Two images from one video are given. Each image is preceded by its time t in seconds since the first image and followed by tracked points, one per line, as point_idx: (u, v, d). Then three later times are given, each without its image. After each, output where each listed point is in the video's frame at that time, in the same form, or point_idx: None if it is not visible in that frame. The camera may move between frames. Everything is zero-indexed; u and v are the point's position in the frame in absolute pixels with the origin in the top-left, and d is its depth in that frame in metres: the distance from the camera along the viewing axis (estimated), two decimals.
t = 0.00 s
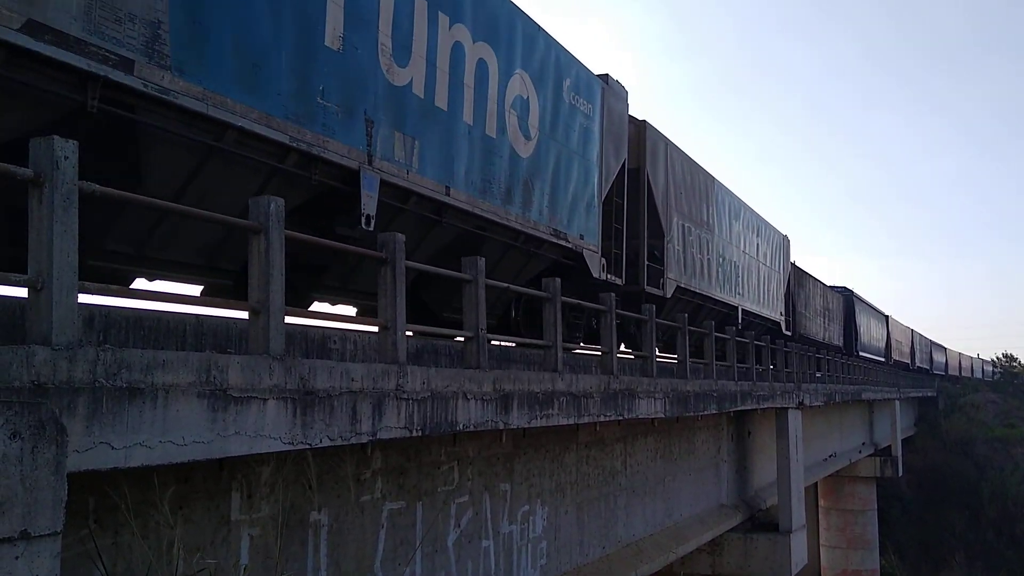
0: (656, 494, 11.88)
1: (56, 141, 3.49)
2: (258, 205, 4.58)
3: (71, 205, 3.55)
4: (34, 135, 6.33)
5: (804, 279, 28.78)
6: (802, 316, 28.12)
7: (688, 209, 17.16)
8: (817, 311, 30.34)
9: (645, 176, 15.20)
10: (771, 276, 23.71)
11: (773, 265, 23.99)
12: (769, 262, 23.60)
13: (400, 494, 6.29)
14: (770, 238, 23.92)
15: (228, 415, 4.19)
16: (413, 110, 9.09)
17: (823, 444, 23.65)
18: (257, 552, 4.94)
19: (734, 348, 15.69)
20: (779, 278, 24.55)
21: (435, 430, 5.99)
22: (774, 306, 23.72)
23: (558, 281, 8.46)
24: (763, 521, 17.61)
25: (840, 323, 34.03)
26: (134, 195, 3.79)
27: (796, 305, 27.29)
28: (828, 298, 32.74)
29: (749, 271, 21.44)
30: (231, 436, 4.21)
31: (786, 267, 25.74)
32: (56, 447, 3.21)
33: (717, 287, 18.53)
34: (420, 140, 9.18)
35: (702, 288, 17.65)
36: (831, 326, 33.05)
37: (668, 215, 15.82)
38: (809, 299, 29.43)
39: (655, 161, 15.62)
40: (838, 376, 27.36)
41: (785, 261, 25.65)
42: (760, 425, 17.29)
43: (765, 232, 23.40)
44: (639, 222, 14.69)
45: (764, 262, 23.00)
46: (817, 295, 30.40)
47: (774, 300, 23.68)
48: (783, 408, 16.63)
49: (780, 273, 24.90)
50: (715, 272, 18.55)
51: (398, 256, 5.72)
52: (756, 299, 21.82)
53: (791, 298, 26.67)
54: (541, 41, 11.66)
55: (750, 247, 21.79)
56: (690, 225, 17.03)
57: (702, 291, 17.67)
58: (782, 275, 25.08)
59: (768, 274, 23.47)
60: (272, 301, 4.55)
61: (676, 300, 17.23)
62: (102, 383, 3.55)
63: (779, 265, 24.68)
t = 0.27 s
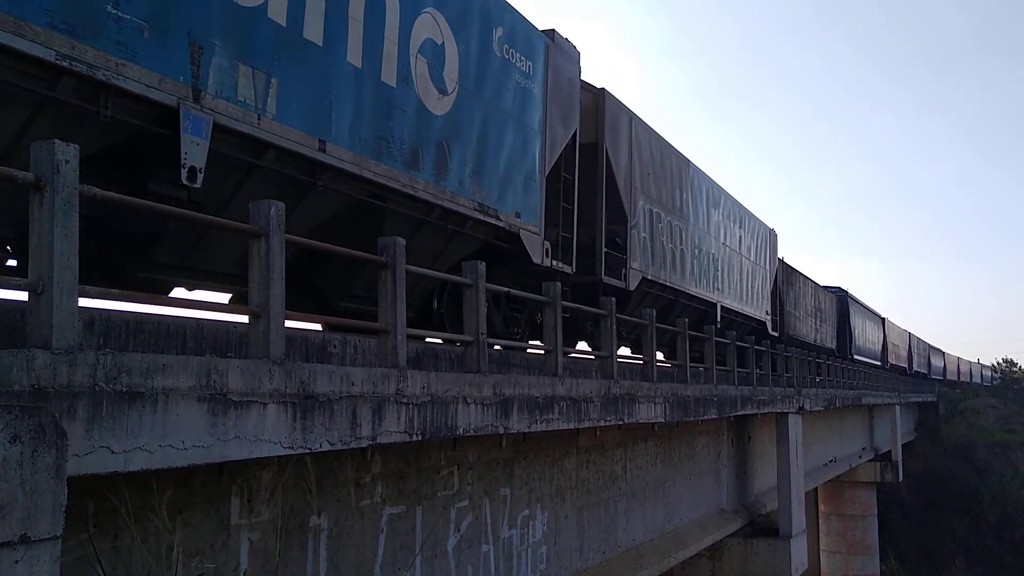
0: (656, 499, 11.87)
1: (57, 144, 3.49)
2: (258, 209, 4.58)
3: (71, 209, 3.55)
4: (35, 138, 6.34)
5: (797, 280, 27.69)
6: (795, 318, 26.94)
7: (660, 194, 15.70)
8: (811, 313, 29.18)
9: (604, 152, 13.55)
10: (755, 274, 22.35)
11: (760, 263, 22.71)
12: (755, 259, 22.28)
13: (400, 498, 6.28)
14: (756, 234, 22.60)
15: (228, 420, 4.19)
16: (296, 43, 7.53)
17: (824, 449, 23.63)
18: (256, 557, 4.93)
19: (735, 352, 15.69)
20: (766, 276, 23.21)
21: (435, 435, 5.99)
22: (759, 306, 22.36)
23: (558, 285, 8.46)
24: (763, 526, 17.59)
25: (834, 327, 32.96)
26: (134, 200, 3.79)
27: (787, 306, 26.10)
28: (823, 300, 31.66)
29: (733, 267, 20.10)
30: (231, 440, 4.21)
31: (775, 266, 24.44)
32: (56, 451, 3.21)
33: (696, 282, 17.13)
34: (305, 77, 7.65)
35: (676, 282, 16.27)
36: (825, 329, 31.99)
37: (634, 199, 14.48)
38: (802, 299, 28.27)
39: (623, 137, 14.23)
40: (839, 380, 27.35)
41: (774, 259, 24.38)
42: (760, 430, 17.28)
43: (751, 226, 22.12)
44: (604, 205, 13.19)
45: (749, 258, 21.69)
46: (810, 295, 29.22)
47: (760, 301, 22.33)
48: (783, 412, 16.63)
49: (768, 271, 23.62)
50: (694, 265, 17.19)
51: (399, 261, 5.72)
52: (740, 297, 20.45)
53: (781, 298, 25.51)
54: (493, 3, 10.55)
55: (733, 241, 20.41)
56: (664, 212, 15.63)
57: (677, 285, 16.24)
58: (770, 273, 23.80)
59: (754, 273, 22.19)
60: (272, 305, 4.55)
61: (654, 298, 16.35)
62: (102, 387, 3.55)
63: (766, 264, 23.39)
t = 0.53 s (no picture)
0: (655, 501, 11.87)
1: (58, 146, 3.50)
2: (258, 210, 4.58)
3: (71, 210, 3.55)
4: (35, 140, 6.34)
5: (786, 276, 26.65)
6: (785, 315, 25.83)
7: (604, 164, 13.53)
8: (801, 310, 28.03)
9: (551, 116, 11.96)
10: (738, 268, 20.84)
11: (741, 255, 21.30)
12: (735, 253, 20.84)
13: (400, 500, 6.29)
14: (737, 224, 21.19)
15: (227, 421, 4.19)
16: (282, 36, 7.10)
17: (823, 451, 23.65)
18: (256, 559, 4.93)
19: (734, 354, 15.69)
20: (749, 270, 21.76)
21: (434, 436, 6.00)
22: (740, 303, 20.72)
23: (558, 287, 8.46)
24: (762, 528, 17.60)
25: (825, 324, 31.72)
26: (135, 201, 3.78)
27: (777, 302, 24.87)
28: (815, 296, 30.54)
29: (709, 258, 18.65)
30: (231, 442, 4.21)
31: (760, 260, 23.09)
32: (56, 452, 3.21)
33: (664, 272, 15.71)
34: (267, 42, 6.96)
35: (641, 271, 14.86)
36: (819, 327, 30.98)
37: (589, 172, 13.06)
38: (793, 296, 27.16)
39: (573, 106, 12.63)
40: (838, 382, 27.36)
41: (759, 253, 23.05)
42: (759, 432, 17.28)
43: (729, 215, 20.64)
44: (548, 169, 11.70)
45: (728, 250, 20.28)
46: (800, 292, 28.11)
47: (741, 297, 20.85)
48: (782, 414, 16.63)
49: (751, 266, 22.19)
50: (661, 254, 15.80)
51: (398, 263, 5.72)
52: (717, 291, 19.01)
53: (769, 295, 24.34)
54: None
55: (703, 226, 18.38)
56: (625, 193, 14.22)
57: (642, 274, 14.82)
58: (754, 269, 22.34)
59: (735, 268, 20.77)
60: (272, 306, 4.55)
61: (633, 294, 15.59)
62: (102, 389, 3.55)
63: (749, 257, 21.94)
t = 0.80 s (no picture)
0: (655, 501, 11.87)
1: (59, 146, 3.50)
2: (259, 210, 4.57)
3: (74, 211, 3.55)
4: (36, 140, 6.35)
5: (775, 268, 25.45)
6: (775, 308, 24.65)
7: (552, 130, 12.29)
8: (792, 304, 26.83)
9: (477, 65, 10.40)
10: (711, 255, 19.48)
11: (716, 240, 19.94)
12: (710, 238, 19.45)
13: (400, 500, 6.29)
14: (712, 206, 19.87)
15: (228, 421, 4.19)
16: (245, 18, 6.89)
17: (823, 451, 23.66)
18: (256, 559, 4.94)
19: (734, 355, 15.68)
20: (727, 258, 20.43)
21: (435, 437, 6.00)
22: (715, 292, 19.34)
23: (558, 287, 8.46)
24: (762, 528, 17.60)
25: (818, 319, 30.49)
26: (139, 202, 3.79)
27: (765, 293, 23.67)
28: (807, 291, 29.43)
29: (679, 242, 17.32)
30: (231, 442, 4.21)
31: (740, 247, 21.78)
32: (56, 453, 3.21)
33: (622, 254, 14.35)
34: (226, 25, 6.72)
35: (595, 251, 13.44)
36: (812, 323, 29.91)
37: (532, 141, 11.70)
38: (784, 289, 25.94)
39: (509, 65, 11.20)
40: (838, 383, 27.37)
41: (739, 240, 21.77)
42: (759, 433, 17.28)
43: (706, 197, 19.36)
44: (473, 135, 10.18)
45: (701, 234, 18.94)
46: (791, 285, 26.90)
47: (715, 286, 19.46)
48: (782, 415, 16.64)
49: (728, 253, 20.83)
50: (620, 233, 14.38)
51: (399, 263, 5.72)
52: (688, 277, 17.64)
53: (756, 287, 23.09)
54: None
55: (672, 207, 17.18)
56: (574, 162, 12.81)
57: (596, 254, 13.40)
58: (732, 257, 20.93)
59: (710, 254, 19.40)
60: (272, 306, 4.55)
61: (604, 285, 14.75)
62: (103, 390, 3.56)
63: (725, 244, 20.62)
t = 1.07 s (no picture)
0: (657, 503, 11.86)
1: (60, 148, 3.50)
2: (260, 212, 4.57)
3: (74, 212, 3.55)
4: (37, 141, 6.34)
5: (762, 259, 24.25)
6: (762, 301, 23.42)
7: (483, 83, 10.94)
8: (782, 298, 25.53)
9: None
10: (683, 242, 18.11)
11: (689, 225, 18.58)
12: (682, 222, 18.09)
13: (401, 502, 6.28)
14: (685, 189, 18.53)
15: (229, 423, 4.19)
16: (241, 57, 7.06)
17: (824, 453, 23.64)
18: (257, 560, 4.93)
19: (735, 357, 15.66)
20: (699, 245, 19.09)
21: (435, 439, 5.99)
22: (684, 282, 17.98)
23: (559, 289, 8.46)
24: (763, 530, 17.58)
25: (808, 315, 29.29)
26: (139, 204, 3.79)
27: (749, 285, 22.40)
28: (797, 285, 28.29)
29: (642, 225, 16.00)
30: (232, 444, 4.21)
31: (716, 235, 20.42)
32: (57, 454, 3.21)
33: (570, 232, 13.07)
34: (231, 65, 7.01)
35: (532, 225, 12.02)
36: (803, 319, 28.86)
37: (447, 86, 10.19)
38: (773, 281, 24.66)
39: None
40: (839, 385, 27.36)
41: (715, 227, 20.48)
42: (760, 434, 17.26)
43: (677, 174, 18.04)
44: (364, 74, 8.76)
45: (671, 218, 17.59)
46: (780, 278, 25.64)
47: (685, 274, 18.08)
48: (783, 416, 16.63)
49: (703, 239, 19.44)
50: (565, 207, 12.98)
51: (399, 265, 5.72)
52: (651, 262, 16.29)
53: (738, 278, 21.83)
54: None
55: (632, 185, 15.83)
56: (507, 122, 11.48)
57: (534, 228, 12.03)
58: (705, 244, 19.55)
59: (681, 241, 18.03)
60: (273, 308, 4.55)
61: (572, 276, 14.03)
62: (104, 391, 3.55)
63: (700, 231, 19.28)
